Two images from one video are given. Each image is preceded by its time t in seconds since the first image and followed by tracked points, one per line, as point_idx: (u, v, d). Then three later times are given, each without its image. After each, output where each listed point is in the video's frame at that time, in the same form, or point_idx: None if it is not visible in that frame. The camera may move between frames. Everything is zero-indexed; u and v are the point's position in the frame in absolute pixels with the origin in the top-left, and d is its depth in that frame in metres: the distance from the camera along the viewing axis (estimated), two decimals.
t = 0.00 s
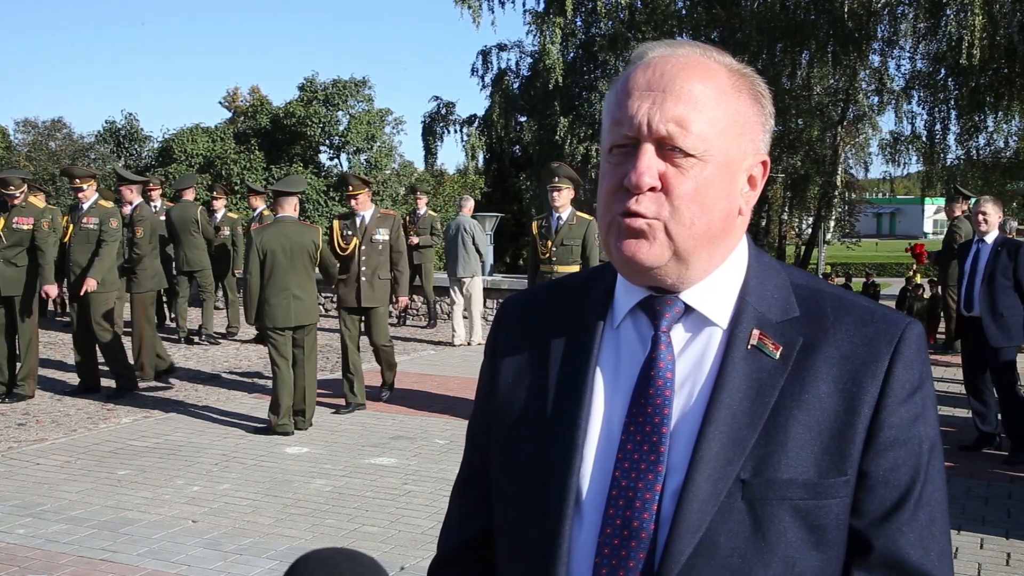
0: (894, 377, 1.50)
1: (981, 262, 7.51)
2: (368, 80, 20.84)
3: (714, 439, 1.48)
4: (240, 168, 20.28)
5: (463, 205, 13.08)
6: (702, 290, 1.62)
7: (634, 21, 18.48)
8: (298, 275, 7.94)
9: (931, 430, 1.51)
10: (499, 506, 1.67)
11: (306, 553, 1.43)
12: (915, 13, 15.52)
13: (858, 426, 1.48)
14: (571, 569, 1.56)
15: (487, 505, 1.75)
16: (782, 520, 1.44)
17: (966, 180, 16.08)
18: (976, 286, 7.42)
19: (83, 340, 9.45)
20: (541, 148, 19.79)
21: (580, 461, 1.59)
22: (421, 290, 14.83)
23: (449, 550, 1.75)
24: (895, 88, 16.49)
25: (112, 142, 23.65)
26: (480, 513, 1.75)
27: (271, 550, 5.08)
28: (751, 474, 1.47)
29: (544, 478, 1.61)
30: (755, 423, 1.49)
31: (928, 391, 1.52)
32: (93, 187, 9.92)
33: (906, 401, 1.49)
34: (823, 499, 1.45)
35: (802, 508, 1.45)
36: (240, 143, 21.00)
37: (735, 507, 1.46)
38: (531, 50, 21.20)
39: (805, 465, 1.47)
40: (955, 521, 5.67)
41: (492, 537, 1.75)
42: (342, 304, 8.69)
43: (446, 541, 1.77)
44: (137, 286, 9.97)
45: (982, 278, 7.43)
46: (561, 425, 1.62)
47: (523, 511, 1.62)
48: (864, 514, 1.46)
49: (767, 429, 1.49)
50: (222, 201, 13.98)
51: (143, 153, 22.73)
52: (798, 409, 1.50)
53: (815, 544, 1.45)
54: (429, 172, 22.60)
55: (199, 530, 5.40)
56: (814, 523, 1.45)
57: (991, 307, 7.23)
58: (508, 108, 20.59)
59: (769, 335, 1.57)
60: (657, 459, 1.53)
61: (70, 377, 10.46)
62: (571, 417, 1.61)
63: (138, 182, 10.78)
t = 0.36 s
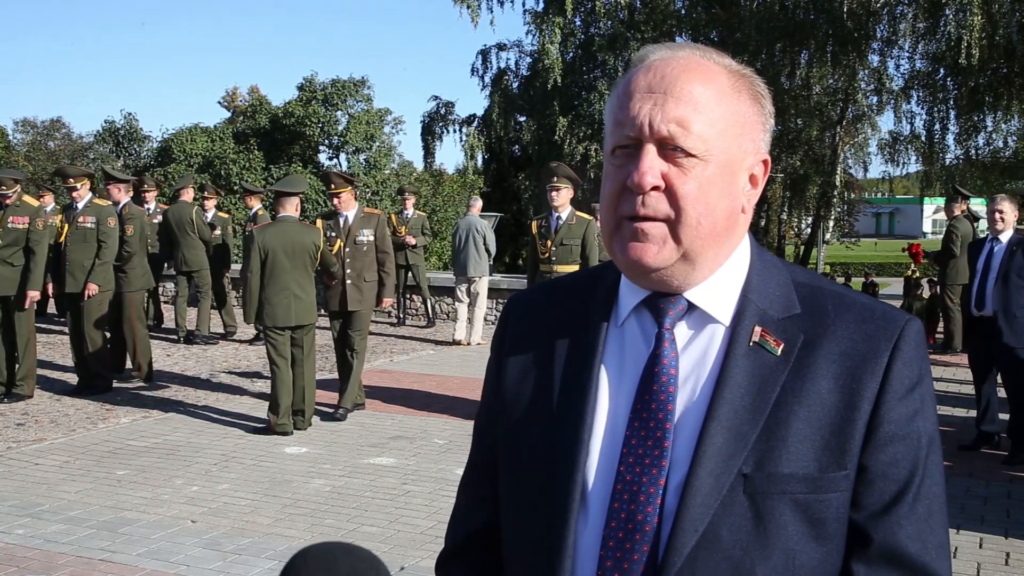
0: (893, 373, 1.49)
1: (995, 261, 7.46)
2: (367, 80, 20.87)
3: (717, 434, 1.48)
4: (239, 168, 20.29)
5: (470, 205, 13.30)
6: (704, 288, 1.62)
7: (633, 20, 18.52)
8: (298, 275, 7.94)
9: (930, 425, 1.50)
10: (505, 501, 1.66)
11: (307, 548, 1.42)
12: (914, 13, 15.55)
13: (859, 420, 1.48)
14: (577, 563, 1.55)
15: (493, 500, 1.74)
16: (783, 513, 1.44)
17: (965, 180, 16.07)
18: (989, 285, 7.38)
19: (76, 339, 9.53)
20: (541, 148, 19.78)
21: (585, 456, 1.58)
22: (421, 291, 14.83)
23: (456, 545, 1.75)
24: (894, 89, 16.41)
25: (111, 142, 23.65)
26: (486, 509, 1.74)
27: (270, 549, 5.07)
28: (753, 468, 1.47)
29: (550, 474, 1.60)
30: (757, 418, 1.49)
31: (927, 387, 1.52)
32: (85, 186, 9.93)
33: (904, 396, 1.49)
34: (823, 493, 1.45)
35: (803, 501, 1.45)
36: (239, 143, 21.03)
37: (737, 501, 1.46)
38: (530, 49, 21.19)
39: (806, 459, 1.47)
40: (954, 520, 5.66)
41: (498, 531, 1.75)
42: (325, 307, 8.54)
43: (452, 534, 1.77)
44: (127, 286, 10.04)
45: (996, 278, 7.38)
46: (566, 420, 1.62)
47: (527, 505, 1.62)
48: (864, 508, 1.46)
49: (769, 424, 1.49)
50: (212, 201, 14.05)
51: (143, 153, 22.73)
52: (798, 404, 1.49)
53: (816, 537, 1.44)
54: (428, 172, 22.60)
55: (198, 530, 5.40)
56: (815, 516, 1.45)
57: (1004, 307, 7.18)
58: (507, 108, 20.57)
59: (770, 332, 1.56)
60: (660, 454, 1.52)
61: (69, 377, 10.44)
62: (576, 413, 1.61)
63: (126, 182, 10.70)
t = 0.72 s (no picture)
0: (888, 369, 1.49)
1: (1005, 263, 7.41)
2: (366, 80, 20.87)
3: (713, 430, 1.48)
4: (238, 168, 20.35)
5: (472, 206, 13.32)
6: (701, 286, 1.62)
7: (632, 20, 18.51)
8: (297, 275, 7.91)
9: (924, 421, 1.50)
10: (504, 497, 1.67)
11: (306, 544, 1.41)
12: (913, 13, 15.62)
13: (853, 416, 1.48)
14: (574, 558, 1.56)
15: (492, 496, 1.74)
16: (778, 508, 1.45)
17: (964, 179, 16.10)
18: (1002, 287, 7.31)
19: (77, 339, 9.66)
20: (540, 148, 19.79)
21: (583, 451, 1.58)
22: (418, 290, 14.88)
23: (455, 539, 1.75)
24: (892, 89, 16.43)
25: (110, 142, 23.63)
26: (485, 505, 1.74)
27: (269, 549, 5.07)
28: (749, 463, 1.47)
29: (548, 470, 1.60)
30: (752, 413, 1.49)
31: (922, 382, 1.52)
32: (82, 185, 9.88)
33: (898, 392, 1.49)
34: (818, 488, 1.45)
35: (797, 496, 1.45)
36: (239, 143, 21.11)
37: (732, 495, 1.46)
38: (529, 49, 21.20)
39: (800, 454, 1.47)
40: (953, 520, 5.67)
41: (496, 526, 1.75)
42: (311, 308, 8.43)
43: (452, 528, 1.77)
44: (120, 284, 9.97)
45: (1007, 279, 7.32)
46: (565, 415, 1.62)
47: (526, 500, 1.62)
48: (858, 502, 1.46)
49: (764, 419, 1.49)
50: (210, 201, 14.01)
51: (141, 153, 22.72)
52: (793, 399, 1.50)
53: (811, 532, 1.45)
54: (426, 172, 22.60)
55: (196, 530, 5.39)
56: (809, 511, 1.45)
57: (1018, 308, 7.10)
58: (506, 108, 20.57)
59: (766, 328, 1.56)
60: (657, 448, 1.52)
61: (67, 377, 10.43)
62: (574, 408, 1.61)
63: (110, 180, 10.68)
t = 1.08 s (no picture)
0: (883, 369, 1.50)
1: (1005, 263, 7.39)
2: (366, 81, 20.85)
3: (710, 430, 1.48)
4: (239, 168, 20.42)
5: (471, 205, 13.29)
6: (699, 285, 1.62)
7: (631, 20, 18.47)
8: (298, 275, 7.90)
9: (920, 421, 1.51)
10: (502, 496, 1.67)
11: (303, 540, 1.41)
12: (913, 13, 15.62)
13: (849, 416, 1.48)
14: (571, 559, 1.56)
15: (490, 496, 1.74)
16: (775, 507, 1.45)
17: (964, 179, 16.09)
18: (1000, 287, 7.30)
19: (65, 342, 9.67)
20: (540, 148, 19.79)
21: (581, 452, 1.58)
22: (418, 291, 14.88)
23: (451, 539, 1.75)
24: (892, 89, 16.47)
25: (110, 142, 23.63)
26: (482, 504, 1.74)
27: (269, 549, 5.07)
28: (746, 463, 1.47)
29: (546, 470, 1.60)
30: (750, 413, 1.50)
31: (916, 383, 1.52)
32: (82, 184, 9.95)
33: (894, 392, 1.49)
34: (815, 487, 1.45)
35: (794, 496, 1.45)
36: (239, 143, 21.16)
37: (729, 495, 1.46)
38: (529, 49, 21.19)
39: (796, 454, 1.47)
40: (953, 520, 5.67)
41: (493, 526, 1.74)
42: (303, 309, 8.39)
43: (448, 528, 1.77)
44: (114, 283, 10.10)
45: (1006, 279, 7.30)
46: (562, 417, 1.62)
47: (523, 501, 1.62)
48: (855, 501, 1.47)
49: (761, 420, 1.49)
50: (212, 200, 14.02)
51: (141, 152, 22.72)
52: (790, 399, 1.50)
53: (808, 531, 1.45)
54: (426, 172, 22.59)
55: (196, 529, 5.39)
56: (806, 511, 1.45)
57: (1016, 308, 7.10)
58: (506, 108, 20.56)
59: (763, 328, 1.57)
60: (655, 448, 1.53)
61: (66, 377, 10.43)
62: (571, 409, 1.61)
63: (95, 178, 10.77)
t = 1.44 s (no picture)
0: (882, 370, 1.50)
1: (1001, 263, 7.39)
2: (367, 81, 20.85)
3: (709, 431, 1.48)
4: (239, 168, 20.45)
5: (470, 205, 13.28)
6: (695, 286, 1.62)
7: (632, 20, 18.37)
8: (298, 276, 7.90)
9: (918, 422, 1.51)
10: (500, 498, 1.67)
11: (304, 536, 1.41)
12: (914, 13, 15.67)
13: (848, 419, 1.48)
14: (570, 562, 1.56)
15: (486, 498, 1.75)
16: (774, 509, 1.45)
17: (965, 179, 16.08)
18: (996, 287, 7.31)
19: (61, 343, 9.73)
20: (541, 148, 19.78)
21: (579, 453, 1.59)
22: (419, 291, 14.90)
23: (448, 540, 1.75)
24: (893, 89, 16.51)
25: (111, 142, 23.64)
26: (479, 506, 1.75)
27: (269, 549, 5.08)
28: (745, 465, 1.47)
29: (544, 473, 1.60)
30: (748, 415, 1.50)
31: (915, 384, 1.52)
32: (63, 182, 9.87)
33: (893, 394, 1.49)
34: (814, 489, 1.46)
35: (793, 497, 1.45)
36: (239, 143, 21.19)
37: (728, 497, 1.46)
38: (530, 50, 21.17)
39: (795, 455, 1.47)
40: (953, 520, 5.67)
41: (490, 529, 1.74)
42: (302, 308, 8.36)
43: (446, 529, 1.76)
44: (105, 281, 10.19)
45: (1002, 279, 7.30)
46: (559, 419, 1.62)
47: (521, 503, 1.62)
48: (853, 503, 1.47)
49: (760, 421, 1.49)
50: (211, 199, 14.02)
51: (142, 152, 22.74)
52: (789, 401, 1.50)
53: (807, 533, 1.45)
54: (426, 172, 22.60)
55: (196, 529, 5.40)
56: (804, 512, 1.45)
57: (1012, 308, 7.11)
58: (506, 108, 20.56)
59: (761, 330, 1.57)
60: (652, 450, 1.53)
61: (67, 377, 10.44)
62: (569, 410, 1.61)
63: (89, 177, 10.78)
